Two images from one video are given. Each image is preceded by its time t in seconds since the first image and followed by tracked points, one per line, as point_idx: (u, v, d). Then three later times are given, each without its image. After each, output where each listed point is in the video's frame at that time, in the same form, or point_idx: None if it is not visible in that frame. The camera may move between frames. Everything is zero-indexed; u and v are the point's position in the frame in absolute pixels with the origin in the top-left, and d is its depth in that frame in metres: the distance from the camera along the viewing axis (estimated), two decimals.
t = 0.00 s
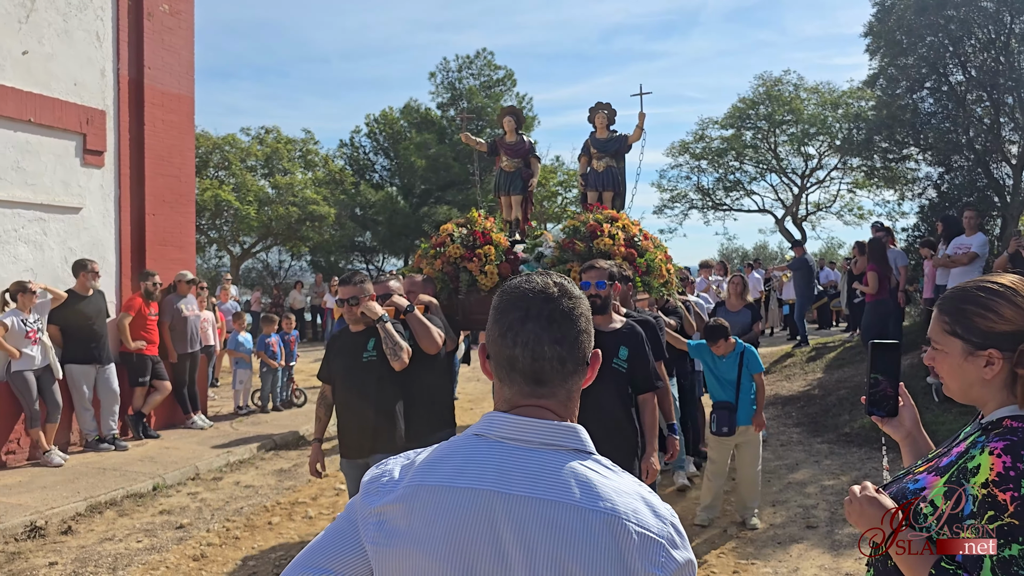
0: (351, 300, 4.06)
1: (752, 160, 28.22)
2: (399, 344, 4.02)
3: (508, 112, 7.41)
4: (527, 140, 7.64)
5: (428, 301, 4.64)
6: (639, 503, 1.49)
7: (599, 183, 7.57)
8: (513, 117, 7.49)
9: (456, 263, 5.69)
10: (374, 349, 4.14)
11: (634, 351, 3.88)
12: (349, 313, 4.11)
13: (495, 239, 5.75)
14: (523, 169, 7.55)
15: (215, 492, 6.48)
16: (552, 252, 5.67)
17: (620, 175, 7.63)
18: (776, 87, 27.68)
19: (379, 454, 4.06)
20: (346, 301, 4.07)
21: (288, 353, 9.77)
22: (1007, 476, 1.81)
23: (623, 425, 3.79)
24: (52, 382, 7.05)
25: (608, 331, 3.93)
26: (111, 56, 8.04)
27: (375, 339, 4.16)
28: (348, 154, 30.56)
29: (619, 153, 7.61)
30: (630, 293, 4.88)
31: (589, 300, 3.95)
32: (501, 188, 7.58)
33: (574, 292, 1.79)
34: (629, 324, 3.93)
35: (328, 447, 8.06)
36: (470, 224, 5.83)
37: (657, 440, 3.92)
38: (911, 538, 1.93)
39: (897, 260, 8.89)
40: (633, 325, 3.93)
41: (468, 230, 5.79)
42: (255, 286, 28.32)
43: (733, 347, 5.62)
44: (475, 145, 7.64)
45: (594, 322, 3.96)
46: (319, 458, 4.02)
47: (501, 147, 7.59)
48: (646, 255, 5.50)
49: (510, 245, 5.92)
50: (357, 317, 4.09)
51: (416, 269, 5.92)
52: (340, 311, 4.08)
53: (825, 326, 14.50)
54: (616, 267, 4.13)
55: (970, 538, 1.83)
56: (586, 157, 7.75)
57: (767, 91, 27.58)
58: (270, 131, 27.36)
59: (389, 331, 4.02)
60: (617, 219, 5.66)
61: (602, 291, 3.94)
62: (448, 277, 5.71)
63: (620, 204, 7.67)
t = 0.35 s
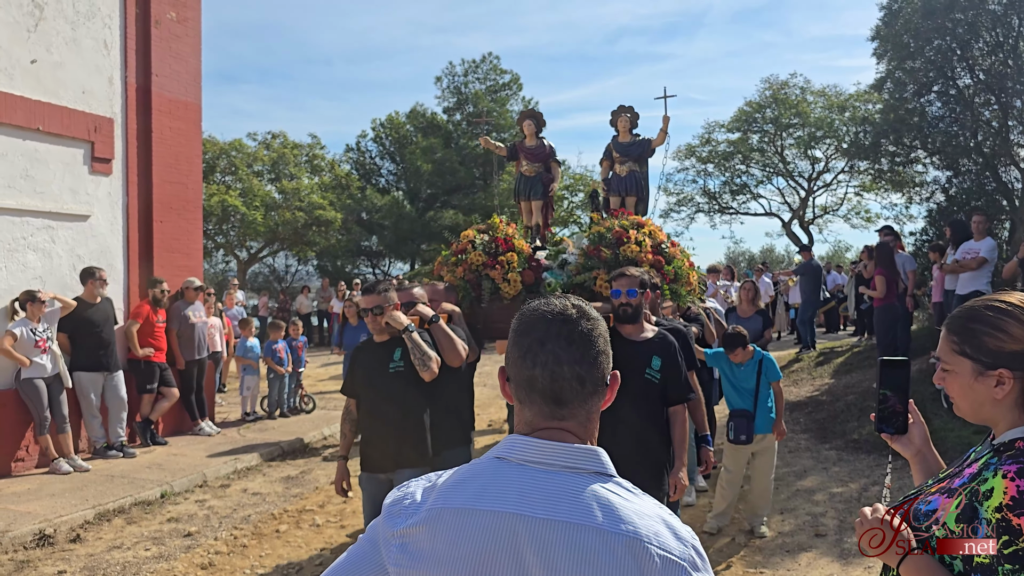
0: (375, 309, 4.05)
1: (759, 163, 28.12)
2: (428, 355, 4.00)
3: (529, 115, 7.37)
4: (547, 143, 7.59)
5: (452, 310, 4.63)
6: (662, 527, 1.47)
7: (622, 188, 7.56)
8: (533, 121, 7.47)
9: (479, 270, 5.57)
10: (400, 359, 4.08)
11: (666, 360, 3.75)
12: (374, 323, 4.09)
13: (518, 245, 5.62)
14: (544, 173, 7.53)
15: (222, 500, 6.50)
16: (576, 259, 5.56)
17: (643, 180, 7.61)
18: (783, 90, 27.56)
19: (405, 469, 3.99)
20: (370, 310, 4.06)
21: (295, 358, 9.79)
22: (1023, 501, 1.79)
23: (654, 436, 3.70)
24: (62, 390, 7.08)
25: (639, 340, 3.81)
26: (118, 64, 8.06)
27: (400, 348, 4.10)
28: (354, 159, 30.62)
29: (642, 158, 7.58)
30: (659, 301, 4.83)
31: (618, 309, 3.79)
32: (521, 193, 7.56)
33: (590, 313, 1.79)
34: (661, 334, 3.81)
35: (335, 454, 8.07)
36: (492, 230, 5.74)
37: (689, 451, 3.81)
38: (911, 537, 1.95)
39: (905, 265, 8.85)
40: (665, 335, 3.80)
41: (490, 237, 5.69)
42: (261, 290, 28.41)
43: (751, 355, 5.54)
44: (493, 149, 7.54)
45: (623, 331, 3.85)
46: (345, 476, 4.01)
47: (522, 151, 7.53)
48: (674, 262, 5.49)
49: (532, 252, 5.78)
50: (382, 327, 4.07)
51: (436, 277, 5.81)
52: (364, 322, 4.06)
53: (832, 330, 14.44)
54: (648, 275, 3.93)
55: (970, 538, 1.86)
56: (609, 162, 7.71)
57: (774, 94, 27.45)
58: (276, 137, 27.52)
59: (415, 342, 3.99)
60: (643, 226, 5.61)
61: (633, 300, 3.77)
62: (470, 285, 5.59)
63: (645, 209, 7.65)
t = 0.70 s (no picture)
0: (397, 317, 3.82)
1: (761, 166, 28.12)
2: (453, 366, 3.74)
3: (542, 118, 7.41)
4: (561, 146, 7.60)
5: (472, 317, 4.58)
6: (677, 537, 1.49)
7: (639, 190, 7.58)
8: (546, 123, 7.50)
9: (496, 275, 5.54)
10: (425, 369, 3.80)
11: (694, 369, 3.62)
12: (396, 331, 3.83)
13: (535, 250, 5.62)
14: (558, 176, 7.55)
15: (227, 506, 6.53)
16: (596, 263, 5.59)
17: (660, 182, 7.62)
18: (784, 93, 27.53)
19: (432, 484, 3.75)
20: (392, 318, 3.83)
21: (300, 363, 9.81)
22: None
23: (681, 446, 3.58)
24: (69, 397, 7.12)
25: (668, 348, 3.67)
26: (123, 71, 8.10)
27: (424, 358, 3.83)
28: (357, 163, 30.72)
29: (659, 159, 7.59)
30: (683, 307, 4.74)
31: (646, 314, 3.71)
32: (536, 196, 7.58)
33: (605, 325, 1.81)
34: (690, 341, 3.68)
35: (339, 459, 8.10)
36: (509, 235, 5.79)
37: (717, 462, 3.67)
38: (910, 538, 2.02)
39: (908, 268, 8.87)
40: (695, 343, 3.68)
41: (507, 241, 5.71)
42: (265, 295, 28.50)
43: (758, 359, 5.59)
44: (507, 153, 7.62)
45: (652, 337, 3.72)
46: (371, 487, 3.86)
47: (535, 154, 7.56)
48: (696, 265, 5.41)
49: (551, 256, 5.79)
50: (405, 335, 3.82)
51: (452, 283, 5.82)
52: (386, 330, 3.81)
53: (836, 332, 14.46)
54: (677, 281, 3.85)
55: (971, 539, 1.87)
56: (625, 163, 7.71)
57: (775, 97, 27.46)
58: (280, 142, 27.65)
59: (441, 353, 3.74)
60: (664, 228, 5.59)
61: (662, 305, 3.69)
62: (488, 290, 5.56)
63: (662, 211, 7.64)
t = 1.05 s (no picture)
0: (397, 319, 3.81)
1: (755, 164, 28.16)
2: (454, 373, 3.72)
3: (539, 117, 7.35)
4: (557, 145, 7.57)
5: (473, 321, 4.54)
6: (674, 542, 1.49)
7: (637, 189, 7.58)
8: (543, 123, 7.42)
9: (496, 276, 5.54)
10: (425, 373, 3.80)
11: (700, 373, 3.62)
12: (396, 334, 3.84)
13: (534, 251, 5.66)
14: (555, 176, 7.55)
15: (224, 508, 6.53)
16: (596, 263, 5.61)
17: (657, 180, 7.62)
18: (778, 91, 27.53)
19: (425, 487, 3.72)
20: (392, 320, 3.83)
21: (296, 364, 9.81)
22: (1018, 515, 1.81)
23: (683, 448, 3.58)
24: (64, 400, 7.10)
25: (674, 350, 3.68)
26: (116, 73, 8.08)
27: (425, 362, 3.83)
28: (352, 163, 30.69)
29: (657, 157, 7.57)
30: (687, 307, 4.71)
31: (652, 315, 3.69)
32: (533, 196, 7.58)
33: (599, 330, 1.83)
34: (696, 343, 3.69)
35: (337, 460, 8.10)
36: (508, 236, 5.80)
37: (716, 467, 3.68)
38: (908, 539, 2.03)
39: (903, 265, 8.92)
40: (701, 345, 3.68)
41: (506, 243, 5.73)
42: (260, 295, 28.45)
43: (756, 357, 5.60)
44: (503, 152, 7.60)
45: (658, 339, 3.72)
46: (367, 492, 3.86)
47: (532, 153, 7.54)
48: (698, 264, 5.43)
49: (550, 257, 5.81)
50: (406, 338, 3.82)
51: (451, 284, 5.80)
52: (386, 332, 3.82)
53: (830, 329, 14.50)
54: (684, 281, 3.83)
55: (971, 537, 1.87)
56: (622, 162, 7.73)
57: (769, 94, 27.45)
58: (274, 142, 27.61)
59: (441, 358, 3.71)
60: (665, 227, 5.59)
61: (670, 307, 3.66)
62: (488, 292, 5.54)
63: (660, 210, 7.64)
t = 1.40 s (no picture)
0: (381, 330, 3.81)
1: (744, 169, 28.28)
2: (439, 386, 3.68)
3: (520, 126, 7.41)
4: (540, 153, 7.59)
5: (457, 330, 4.52)
6: (628, 557, 1.49)
7: (621, 196, 7.60)
8: (525, 130, 7.47)
9: (481, 285, 5.58)
10: (411, 386, 3.80)
11: (694, 385, 3.64)
12: (381, 345, 3.85)
13: (519, 259, 5.65)
14: (538, 183, 7.57)
15: (214, 519, 6.49)
16: (581, 272, 5.64)
17: (641, 187, 7.65)
18: (765, 96, 27.64)
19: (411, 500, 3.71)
20: (376, 330, 3.83)
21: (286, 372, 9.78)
22: (1010, 527, 1.81)
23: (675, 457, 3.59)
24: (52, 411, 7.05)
25: (667, 359, 3.68)
26: (104, 82, 8.04)
27: (411, 374, 3.83)
28: (342, 171, 30.66)
29: (641, 164, 7.60)
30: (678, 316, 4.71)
31: (646, 327, 3.69)
32: (516, 204, 7.62)
33: (550, 346, 1.84)
34: (688, 353, 3.69)
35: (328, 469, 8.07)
36: (492, 244, 5.79)
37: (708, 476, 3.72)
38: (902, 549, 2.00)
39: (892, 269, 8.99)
40: (693, 354, 3.68)
41: (490, 251, 5.73)
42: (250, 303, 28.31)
43: (741, 363, 5.62)
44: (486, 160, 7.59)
45: (652, 350, 3.73)
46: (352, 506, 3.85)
47: (514, 161, 7.54)
48: (684, 272, 5.46)
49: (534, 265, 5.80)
50: (391, 349, 3.82)
51: (435, 294, 5.82)
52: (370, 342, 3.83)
53: (820, 332, 14.60)
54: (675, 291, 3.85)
55: (971, 538, 1.85)
56: (606, 169, 7.76)
57: (756, 100, 27.47)
58: (263, 150, 27.54)
59: (427, 370, 3.70)
60: (650, 235, 5.57)
61: (662, 320, 3.66)
62: (473, 301, 5.58)
63: (643, 217, 7.68)
